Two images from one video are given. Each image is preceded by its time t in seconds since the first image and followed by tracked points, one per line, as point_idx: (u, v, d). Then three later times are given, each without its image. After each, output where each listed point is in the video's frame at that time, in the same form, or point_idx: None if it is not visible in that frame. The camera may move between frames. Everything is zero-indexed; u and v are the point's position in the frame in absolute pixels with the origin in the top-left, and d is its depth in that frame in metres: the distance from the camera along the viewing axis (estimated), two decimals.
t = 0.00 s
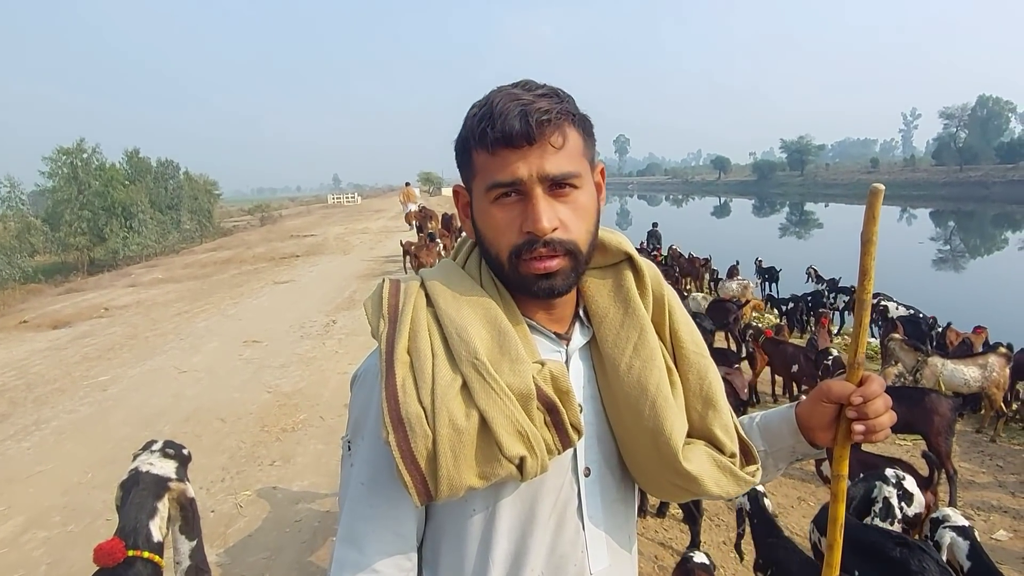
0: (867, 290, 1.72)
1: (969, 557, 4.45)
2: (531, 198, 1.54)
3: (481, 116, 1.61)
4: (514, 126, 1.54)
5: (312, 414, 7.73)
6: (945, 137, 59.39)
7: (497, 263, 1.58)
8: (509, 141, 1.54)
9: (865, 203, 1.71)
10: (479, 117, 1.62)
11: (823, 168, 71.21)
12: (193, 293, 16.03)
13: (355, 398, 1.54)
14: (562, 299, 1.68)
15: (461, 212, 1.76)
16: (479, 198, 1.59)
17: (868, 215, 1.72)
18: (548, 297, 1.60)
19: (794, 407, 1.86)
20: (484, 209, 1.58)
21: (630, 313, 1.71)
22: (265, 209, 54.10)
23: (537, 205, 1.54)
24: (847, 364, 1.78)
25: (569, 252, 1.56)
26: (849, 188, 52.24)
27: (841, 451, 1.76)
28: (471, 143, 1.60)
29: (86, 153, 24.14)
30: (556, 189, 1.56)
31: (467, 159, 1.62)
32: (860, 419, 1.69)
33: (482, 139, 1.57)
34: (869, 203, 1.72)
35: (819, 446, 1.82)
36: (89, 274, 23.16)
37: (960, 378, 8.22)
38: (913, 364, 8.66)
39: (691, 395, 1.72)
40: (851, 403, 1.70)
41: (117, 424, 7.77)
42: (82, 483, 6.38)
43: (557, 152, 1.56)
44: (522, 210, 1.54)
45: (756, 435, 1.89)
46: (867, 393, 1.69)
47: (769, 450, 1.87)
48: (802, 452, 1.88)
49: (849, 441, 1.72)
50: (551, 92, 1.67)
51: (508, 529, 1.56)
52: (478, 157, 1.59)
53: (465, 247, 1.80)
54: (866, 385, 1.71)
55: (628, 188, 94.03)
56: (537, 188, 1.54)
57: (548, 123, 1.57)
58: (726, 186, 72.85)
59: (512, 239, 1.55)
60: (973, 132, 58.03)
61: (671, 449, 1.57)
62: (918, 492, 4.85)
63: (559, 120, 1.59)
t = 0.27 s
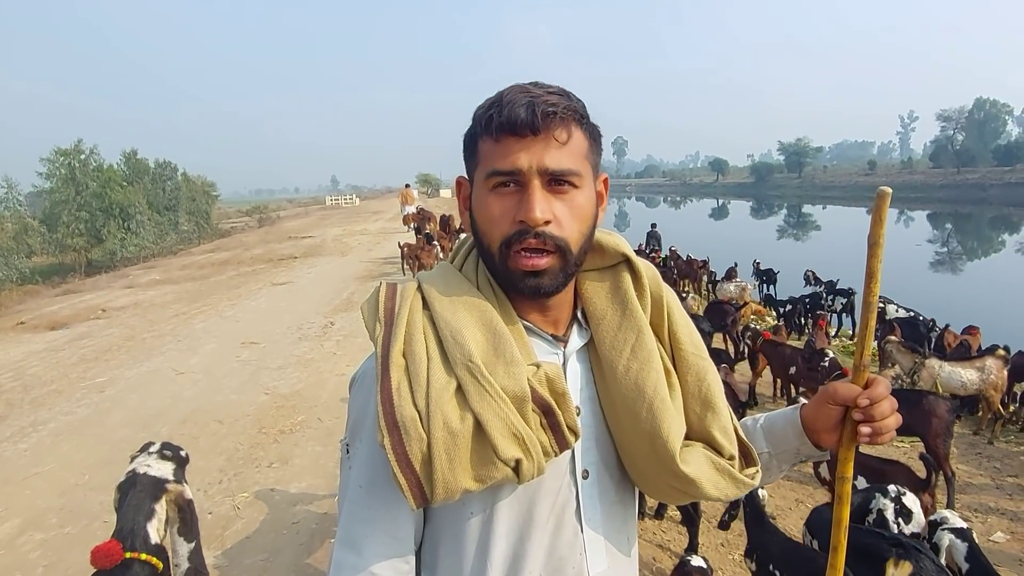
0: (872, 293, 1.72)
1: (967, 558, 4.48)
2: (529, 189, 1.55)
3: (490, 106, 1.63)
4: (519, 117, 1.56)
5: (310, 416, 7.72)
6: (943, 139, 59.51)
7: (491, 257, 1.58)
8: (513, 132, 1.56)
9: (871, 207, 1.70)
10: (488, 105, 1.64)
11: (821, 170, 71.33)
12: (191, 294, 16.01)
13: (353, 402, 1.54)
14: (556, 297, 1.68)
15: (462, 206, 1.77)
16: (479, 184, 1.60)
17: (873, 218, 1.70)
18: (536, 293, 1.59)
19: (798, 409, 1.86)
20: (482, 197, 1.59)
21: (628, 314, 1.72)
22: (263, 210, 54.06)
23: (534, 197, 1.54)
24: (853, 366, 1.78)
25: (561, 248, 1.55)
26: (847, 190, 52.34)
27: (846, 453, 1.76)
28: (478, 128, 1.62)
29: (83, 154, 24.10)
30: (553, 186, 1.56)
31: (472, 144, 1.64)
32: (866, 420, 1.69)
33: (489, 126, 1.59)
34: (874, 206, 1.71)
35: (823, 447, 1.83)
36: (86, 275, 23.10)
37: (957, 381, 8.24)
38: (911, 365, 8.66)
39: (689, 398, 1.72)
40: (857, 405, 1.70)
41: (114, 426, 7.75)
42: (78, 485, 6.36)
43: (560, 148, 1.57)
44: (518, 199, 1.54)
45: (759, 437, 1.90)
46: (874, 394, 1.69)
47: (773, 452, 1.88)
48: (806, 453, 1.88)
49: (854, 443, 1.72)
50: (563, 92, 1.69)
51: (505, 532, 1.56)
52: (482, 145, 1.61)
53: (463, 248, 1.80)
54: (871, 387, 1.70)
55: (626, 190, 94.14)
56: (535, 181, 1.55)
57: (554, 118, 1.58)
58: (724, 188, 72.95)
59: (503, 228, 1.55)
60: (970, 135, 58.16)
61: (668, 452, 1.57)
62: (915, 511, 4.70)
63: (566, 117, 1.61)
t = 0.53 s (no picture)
0: (873, 294, 1.73)
1: (966, 560, 4.50)
2: (541, 190, 1.55)
3: (509, 101, 1.63)
4: (540, 116, 1.56)
5: (308, 418, 7.71)
6: (940, 141, 59.63)
7: (494, 257, 1.58)
8: (531, 131, 1.56)
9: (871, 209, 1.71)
10: (506, 101, 1.63)
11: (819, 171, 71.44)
12: (189, 295, 15.99)
13: (351, 404, 1.54)
14: (556, 298, 1.67)
15: (464, 201, 1.76)
16: (491, 179, 1.59)
17: (874, 220, 1.71)
18: (538, 292, 1.58)
19: (799, 411, 1.86)
20: (491, 193, 1.58)
21: (626, 315, 1.72)
22: (261, 211, 54.01)
23: (546, 198, 1.54)
24: (853, 368, 1.78)
25: (567, 250, 1.56)
26: (844, 192, 52.44)
27: (846, 455, 1.77)
28: (494, 123, 1.61)
29: (81, 155, 24.06)
30: (566, 189, 1.57)
31: (486, 137, 1.62)
32: (867, 422, 1.69)
33: (505, 122, 1.59)
34: (874, 208, 1.72)
35: (824, 449, 1.83)
36: (84, 276, 23.06)
37: (954, 383, 8.27)
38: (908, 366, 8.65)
39: (687, 399, 1.72)
40: (857, 407, 1.70)
41: (112, 427, 7.73)
42: (76, 487, 6.34)
43: (576, 151, 1.58)
44: (530, 199, 1.54)
45: (760, 439, 1.90)
46: (875, 396, 1.69)
47: (773, 453, 1.88)
48: (807, 455, 1.88)
49: (855, 445, 1.72)
50: (582, 95, 1.70)
51: (504, 534, 1.55)
52: (496, 141, 1.60)
53: (462, 249, 1.80)
54: (872, 390, 1.71)
55: (625, 192, 94.23)
56: (549, 182, 1.55)
57: (574, 122, 1.59)
58: (722, 189, 73.07)
59: (512, 226, 1.54)
60: (968, 137, 58.31)
61: (665, 454, 1.57)
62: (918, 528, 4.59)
63: (584, 122, 1.62)
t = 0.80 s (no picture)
0: (874, 298, 1.73)
1: (967, 565, 4.50)
2: (541, 197, 1.55)
3: (507, 107, 1.62)
4: (539, 123, 1.56)
5: (306, 420, 7.70)
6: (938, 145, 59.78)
7: (493, 263, 1.57)
8: (530, 138, 1.56)
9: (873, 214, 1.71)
10: (504, 107, 1.63)
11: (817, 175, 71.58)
12: (187, 297, 15.97)
13: (349, 409, 1.54)
14: (555, 304, 1.67)
15: (462, 207, 1.76)
16: (489, 187, 1.59)
17: (874, 224, 1.71)
18: (538, 298, 1.58)
19: (800, 415, 1.86)
20: (490, 200, 1.57)
21: (625, 321, 1.72)
22: (259, 213, 53.98)
23: (545, 205, 1.54)
24: (854, 372, 1.78)
25: (567, 258, 1.56)
26: (843, 196, 52.55)
27: (847, 459, 1.77)
28: (492, 130, 1.60)
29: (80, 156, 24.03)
30: (565, 196, 1.57)
31: (484, 145, 1.62)
32: (868, 426, 1.69)
33: (504, 129, 1.58)
34: (875, 212, 1.71)
35: (824, 453, 1.83)
36: (82, 277, 23.03)
37: (952, 387, 8.30)
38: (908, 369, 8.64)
39: (686, 404, 1.72)
40: (859, 410, 1.70)
41: (109, 430, 7.72)
42: (73, 489, 6.32)
43: (575, 158, 1.58)
44: (530, 206, 1.54)
45: (759, 443, 1.89)
46: (876, 401, 1.69)
47: (773, 457, 1.88)
48: (807, 459, 1.88)
49: (856, 449, 1.72)
50: (579, 100, 1.70)
51: (502, 541, 1.55)
52: (495, 148, 1.60)
53: (460, 254, 1.80)
54: (874, 394, 1.71)
55: (623, 195, 94.35)
56: (548, 190, 1.55)
57: (573, 128, 1.59)
58: (720, 192, 73.18)
59: (512, 234, 1.54)
60: (965, 141, 58.46)
61: (664, 460, 1.57)
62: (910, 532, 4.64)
63: (584, 128, 1.62)
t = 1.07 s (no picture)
0: (873, 304, 1.73)
1: (966, 570, 4.50)
2: (544, 205, 1.55)
3: (509, 115, 1.63)
4: (541, 132, 1.57)
5: (305, 424, 7.69)
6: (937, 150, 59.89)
7: (496, 270, 1.58)
8: (532, 147, 1.57)
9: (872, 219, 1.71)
10: (506, 115, 1.63)
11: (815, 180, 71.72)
12: (186, 300, 15.95)
13: (351, 416, 1.54)
14: (556, 311, 1.68)
15: (462, 213, 1.76)
16: (491, 195, 1.59)
17: (874, 229, 1.71)
18: (541, 305, 1.59)
19: (798, 419, 1.87)
20: (493, 208, 1.58)
21: (627, 326, 1.72)
22: (258, 215, 53.95)
23: (548, 214, 1.55)
24: (853, 377, 1.79)
25: (571, 265, 1.57)
26: (841, 200, 52.64)
27: (846, 464, 1.77)
28: (493, 138, 1.61)
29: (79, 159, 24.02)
30: (568, 203, 1.58)
31: (486, 152, 1.62)
32: (867, 430, 1.70)
33: (506, 137, 1.59)
34: (874, 218, 1.72)
35: (824, 458, 1.83)
36: (80, 280, 23.01)
37: (950, 392, 8.35)
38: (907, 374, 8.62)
39: (687, 409, 1.72)
40: (859, 415, 1.70)
41: (108, 433, 7.70)
42: (72, 493, 6.31)
43: (578, 166, 1.59)
44: (533, 214, 1.55)
45: (759, 447, 1.90)
46: (875, 405, 1.70)
47: (772, 461, 1.88)
48: (806, 463, 1.88)
49: (855, 453, 1.73)
50: (579, 107, 1.70)
51: (505, 546, 1.56)
52: (496, 156, 1.60)
53: (462, 259, 1.80)
54: (872, 399, 1.72)
55: (623, 199, 94.43)
56: (551, 197, 1.56)
57: (575, 136, 1.60)
58: (719, 197, 73.28)
59: (515, 242, 1.55)
60: (963, 147, 58.61)
61: (666, 466, 1.58)
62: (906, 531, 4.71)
63: (586, 135, 1.63)
